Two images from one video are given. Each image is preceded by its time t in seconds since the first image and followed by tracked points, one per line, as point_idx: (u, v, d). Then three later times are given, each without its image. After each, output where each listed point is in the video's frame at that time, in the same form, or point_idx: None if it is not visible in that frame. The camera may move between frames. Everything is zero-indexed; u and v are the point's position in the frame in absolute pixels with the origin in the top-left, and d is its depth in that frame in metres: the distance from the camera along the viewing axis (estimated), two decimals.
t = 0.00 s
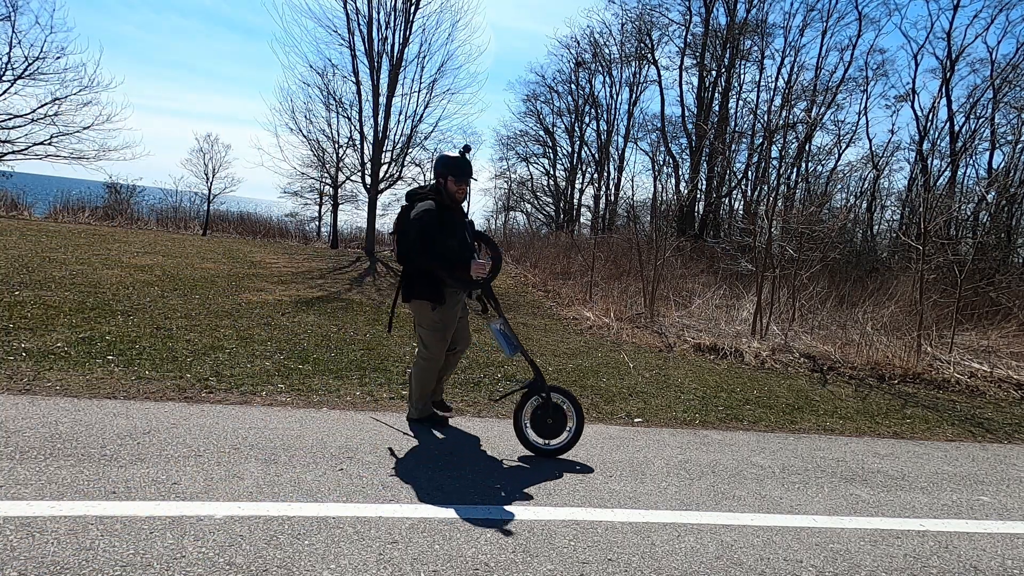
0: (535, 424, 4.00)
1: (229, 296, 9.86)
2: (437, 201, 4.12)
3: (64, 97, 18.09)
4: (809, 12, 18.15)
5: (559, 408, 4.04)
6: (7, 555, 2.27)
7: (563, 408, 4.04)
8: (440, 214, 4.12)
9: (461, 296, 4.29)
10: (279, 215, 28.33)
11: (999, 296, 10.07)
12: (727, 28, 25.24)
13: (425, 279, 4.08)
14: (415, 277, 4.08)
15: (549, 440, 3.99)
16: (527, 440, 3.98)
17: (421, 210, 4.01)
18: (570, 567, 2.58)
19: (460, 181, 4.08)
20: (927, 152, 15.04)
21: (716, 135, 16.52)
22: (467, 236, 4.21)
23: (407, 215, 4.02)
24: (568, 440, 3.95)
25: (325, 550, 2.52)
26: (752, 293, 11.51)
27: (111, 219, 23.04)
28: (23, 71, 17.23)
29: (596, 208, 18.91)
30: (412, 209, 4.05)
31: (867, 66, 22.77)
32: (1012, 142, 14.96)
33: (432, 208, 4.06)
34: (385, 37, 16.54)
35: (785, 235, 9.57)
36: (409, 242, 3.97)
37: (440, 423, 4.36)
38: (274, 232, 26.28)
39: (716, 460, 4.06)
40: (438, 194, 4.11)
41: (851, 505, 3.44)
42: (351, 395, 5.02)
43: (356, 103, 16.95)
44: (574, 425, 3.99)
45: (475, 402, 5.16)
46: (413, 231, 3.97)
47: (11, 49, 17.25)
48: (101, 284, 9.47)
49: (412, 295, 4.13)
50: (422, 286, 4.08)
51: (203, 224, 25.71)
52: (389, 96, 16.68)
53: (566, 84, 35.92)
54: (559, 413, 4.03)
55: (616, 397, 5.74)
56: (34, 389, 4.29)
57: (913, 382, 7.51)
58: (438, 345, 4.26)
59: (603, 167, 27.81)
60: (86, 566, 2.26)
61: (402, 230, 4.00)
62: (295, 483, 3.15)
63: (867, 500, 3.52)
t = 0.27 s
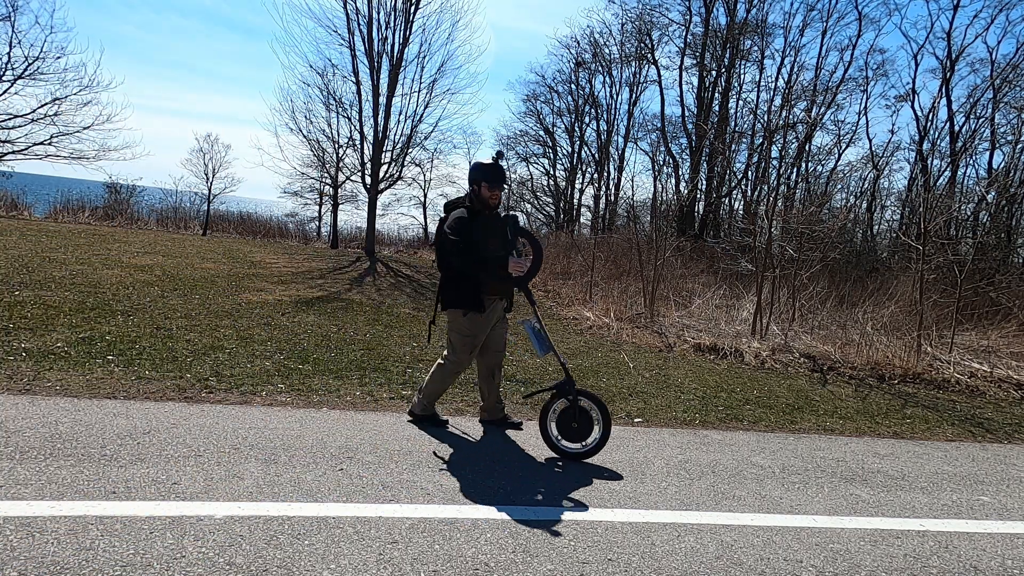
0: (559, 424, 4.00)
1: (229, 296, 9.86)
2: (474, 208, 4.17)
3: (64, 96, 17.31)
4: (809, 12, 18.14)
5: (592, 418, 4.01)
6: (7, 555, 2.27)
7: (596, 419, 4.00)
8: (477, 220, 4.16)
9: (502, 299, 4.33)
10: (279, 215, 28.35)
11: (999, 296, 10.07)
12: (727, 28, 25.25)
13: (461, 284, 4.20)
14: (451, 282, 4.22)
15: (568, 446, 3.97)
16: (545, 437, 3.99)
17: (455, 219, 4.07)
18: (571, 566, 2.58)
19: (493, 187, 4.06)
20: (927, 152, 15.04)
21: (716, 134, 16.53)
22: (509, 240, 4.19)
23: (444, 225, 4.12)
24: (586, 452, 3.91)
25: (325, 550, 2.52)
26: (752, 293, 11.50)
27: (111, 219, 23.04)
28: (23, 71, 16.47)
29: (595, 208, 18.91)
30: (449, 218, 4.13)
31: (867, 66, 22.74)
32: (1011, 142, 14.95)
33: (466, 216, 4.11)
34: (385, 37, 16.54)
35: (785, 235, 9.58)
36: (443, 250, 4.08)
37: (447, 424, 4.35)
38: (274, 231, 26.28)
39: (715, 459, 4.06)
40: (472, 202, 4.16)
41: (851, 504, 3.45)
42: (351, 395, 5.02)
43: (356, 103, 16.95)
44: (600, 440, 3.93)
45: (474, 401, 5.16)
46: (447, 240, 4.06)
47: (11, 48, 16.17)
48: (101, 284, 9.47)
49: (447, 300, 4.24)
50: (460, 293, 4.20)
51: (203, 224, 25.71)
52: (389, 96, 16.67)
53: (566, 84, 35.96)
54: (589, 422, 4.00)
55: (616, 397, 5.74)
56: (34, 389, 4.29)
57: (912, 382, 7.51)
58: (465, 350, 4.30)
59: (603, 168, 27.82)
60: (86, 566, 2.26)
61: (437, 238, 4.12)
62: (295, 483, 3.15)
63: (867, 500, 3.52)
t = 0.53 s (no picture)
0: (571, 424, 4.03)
1: (229, 296, 9.85)
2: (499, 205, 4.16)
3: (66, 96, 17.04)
4: (809, 12, 18.13)
5: (603, 426, 3.84)
6: (7, 555, 2.27)
7: (604, 427, 3.83)
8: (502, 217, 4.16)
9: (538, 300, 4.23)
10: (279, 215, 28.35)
11: (999, 296, 10.08)
12: (727, 28, 25.25)
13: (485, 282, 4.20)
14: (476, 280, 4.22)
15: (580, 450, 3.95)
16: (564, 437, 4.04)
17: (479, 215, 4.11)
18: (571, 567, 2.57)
19: (515, 184, 3.99)
20: (928, 152, 15.03)
21: (716, 134, 16.52)
22: (538, 238, 4.10)
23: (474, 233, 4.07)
24: (595, 460, 3.82)
25: (325, 550, 2.52)
26: (752, 293, 11.50)
27: (111, 219, 23.03)
28: (23, 71, 16.30)
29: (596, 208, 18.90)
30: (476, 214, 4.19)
31: (867, 66, 22.73)
32: (1011, 143, 14.95)
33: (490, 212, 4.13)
34: (385, 37, 16.53)
35: (785, 235, 9.58)
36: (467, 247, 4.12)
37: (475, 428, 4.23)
38: (274, 232, 26.28)
39: (716, 460, 4.06)
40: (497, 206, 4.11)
41: (851, 504, 3.44)
42: (351, 395, 5.02)
43: (357, 103, 16.95)
44: (605, 452, 3.79)
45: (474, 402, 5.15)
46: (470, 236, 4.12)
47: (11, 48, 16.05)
48: (101, 284, 9.47)
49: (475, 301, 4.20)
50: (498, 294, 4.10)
51: (203, 224, 25.70)
52: (389, 96, 16.67)
53: (566, 84, 35.97)
54: (600, 430, 3.84)
55: (616, 397, 5.74)
56: (34, 389, 4.29)
57: (913, 382, 7.51)
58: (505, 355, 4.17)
59: (603, 168, 27.81)
60: (86, 566, 2.26)
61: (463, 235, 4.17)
62: (295, 483, 3.15)
63: (867, 500, 3.52)
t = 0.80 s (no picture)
0: (615, 419, 4.03)
1: (229, 296, 9.85)
2: (537, 225, 3.86)
3: (65, 96, 16.34)
4: (808, 12, 18.13)
5: (646, 421, 4.15)
6: (7, 555, 2.27)
7: (652, 423, 4.16)
8: (539, 239, 3.89)
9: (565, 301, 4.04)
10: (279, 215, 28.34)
11: (999, 296, 10.08)
12: (727, 28, 25.24)
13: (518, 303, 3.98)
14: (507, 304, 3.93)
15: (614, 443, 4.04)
16: (571, 436, 3.93)
17: (513, 236, 3.83)
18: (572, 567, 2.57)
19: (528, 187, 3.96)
20: (928, 152, 15.03)
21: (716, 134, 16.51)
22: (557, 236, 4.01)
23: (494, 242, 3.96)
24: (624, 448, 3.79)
25: (325, 550, 2.52)
26: (752, 293, 11.50)
27: (111, 219, 23.02)
28: (23, 71, 15.69)
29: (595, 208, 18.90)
30: (507, 233, 3.89)
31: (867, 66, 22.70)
32: (1011, 143, 14.95)
33: (527, 233, 3.83)
34: (385, 37, 16.52)
35: (785, 235, 9.59)
36: (499, 271, 3.84)
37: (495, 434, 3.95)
38: (274, 231, 26.28)
39: (716, 459, 4.06)
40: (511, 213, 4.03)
41: (851, 504, 3.44)
42: (351, 395, 5.02)
43: (356, 103, 16.94)
44: (647, 444, 4.08)
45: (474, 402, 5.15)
46: (503, 260, 3.84)
47: (11, 48, 15.46)
48: (101, 284, 9.47)
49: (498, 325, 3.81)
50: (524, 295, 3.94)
51: (203, 224, 25.69)
52: (389, 96, 16.66)
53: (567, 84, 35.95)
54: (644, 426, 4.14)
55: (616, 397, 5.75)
56: (34, 389, 4.29)
57: (913, 382, 7.52)
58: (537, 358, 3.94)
59: (603, 167, 27.80)
60: (86, 566, 2.26)
61: (492, 259, 3.85)
62: (294, 483, 3.15)
63: (867, 500, 3.52)
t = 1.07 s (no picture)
0: (615, 419, 4.03)
1: (229, 296, 9.86)
2: (534, 232, 3.87)
3: (65, 96, 16.39)
4: (808, 12, 18.13)
5: (646, 422, 4.16)
6: (7, 555, 2.27)
7: (652, 424, 4.17)
8: (536, 245, 3.89)
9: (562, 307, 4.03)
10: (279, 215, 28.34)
11: (999, 296, 10.09)
12: (727, 28, 25.23)
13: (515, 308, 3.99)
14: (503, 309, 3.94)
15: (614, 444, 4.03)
16: (571, 435, 3.93)
17: (511, 243, 3.85)
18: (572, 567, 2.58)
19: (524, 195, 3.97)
20: (928, 152, 15.02)
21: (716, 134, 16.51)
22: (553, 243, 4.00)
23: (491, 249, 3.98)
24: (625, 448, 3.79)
25: (325, 550, 2.52)
26: (752, 293, 11.50)
27: (111, 219, 23.02)
28: (24, 71, 15.74)
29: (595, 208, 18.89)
30: (504, 239, 3.91)
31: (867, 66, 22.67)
32: (1012, 143, 14.95)
33: (524, 240, 3.84)
34: (385, 38, 16.52)
35: (785, 235, 9.59)
36: (497, 277, 3.86)
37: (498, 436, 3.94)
38: (274, 231, 26.29)
39: (716, 460, 4.06)
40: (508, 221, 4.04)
41: (851, 505, 3.44)
42: (351, 395, 5.02)
43: (356, 103, 16.93)
44: (647, 444, 4.09)
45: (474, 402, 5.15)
46: (500, 266, 3.86)
47: (11, 48, 15.50)
48: (101, 284, 9.47)
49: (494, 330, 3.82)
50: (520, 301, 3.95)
51: (203, 224, 25.69)
52: (389, 96, 16.66)
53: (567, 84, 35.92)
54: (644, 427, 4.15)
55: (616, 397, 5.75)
56: (34, 389, 4.29)
57: (913, 382, 7.52)
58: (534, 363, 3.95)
59: (603, 167, 27.79)
60: (86, 566, 2.26)
61: (489, 264, 3.87)
62: (294, 483, 3.15)
63: (867, 500, 3.52)
